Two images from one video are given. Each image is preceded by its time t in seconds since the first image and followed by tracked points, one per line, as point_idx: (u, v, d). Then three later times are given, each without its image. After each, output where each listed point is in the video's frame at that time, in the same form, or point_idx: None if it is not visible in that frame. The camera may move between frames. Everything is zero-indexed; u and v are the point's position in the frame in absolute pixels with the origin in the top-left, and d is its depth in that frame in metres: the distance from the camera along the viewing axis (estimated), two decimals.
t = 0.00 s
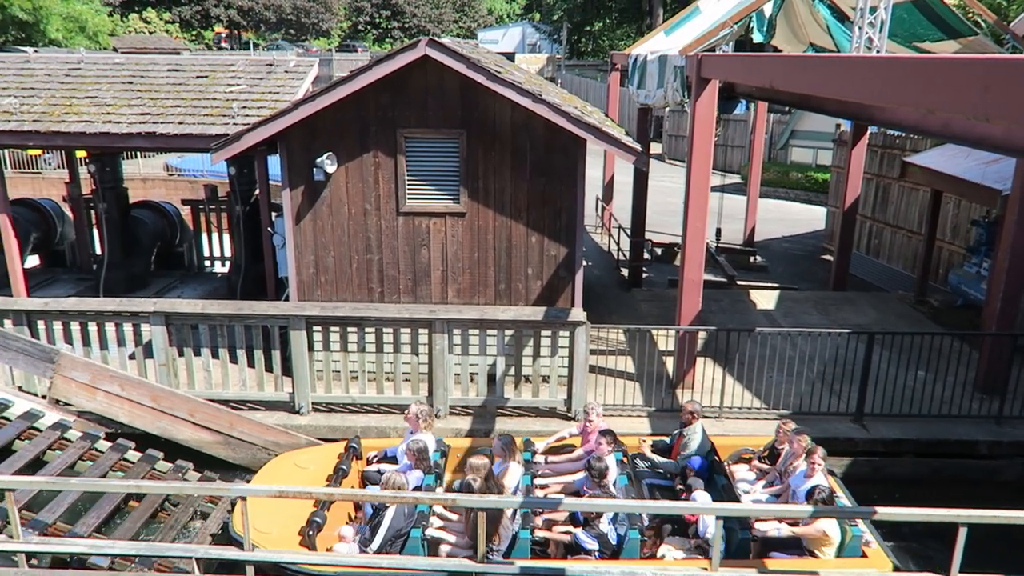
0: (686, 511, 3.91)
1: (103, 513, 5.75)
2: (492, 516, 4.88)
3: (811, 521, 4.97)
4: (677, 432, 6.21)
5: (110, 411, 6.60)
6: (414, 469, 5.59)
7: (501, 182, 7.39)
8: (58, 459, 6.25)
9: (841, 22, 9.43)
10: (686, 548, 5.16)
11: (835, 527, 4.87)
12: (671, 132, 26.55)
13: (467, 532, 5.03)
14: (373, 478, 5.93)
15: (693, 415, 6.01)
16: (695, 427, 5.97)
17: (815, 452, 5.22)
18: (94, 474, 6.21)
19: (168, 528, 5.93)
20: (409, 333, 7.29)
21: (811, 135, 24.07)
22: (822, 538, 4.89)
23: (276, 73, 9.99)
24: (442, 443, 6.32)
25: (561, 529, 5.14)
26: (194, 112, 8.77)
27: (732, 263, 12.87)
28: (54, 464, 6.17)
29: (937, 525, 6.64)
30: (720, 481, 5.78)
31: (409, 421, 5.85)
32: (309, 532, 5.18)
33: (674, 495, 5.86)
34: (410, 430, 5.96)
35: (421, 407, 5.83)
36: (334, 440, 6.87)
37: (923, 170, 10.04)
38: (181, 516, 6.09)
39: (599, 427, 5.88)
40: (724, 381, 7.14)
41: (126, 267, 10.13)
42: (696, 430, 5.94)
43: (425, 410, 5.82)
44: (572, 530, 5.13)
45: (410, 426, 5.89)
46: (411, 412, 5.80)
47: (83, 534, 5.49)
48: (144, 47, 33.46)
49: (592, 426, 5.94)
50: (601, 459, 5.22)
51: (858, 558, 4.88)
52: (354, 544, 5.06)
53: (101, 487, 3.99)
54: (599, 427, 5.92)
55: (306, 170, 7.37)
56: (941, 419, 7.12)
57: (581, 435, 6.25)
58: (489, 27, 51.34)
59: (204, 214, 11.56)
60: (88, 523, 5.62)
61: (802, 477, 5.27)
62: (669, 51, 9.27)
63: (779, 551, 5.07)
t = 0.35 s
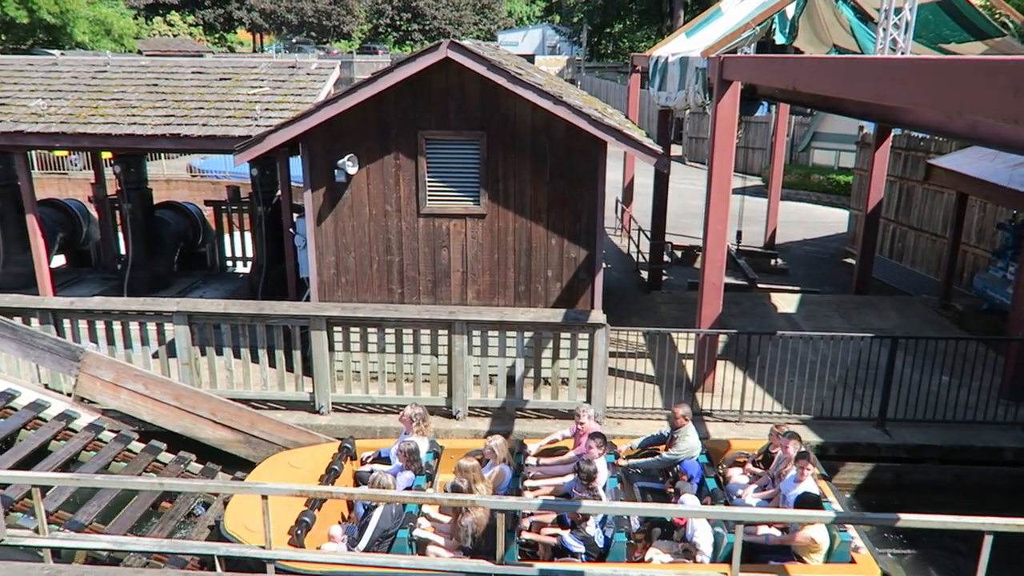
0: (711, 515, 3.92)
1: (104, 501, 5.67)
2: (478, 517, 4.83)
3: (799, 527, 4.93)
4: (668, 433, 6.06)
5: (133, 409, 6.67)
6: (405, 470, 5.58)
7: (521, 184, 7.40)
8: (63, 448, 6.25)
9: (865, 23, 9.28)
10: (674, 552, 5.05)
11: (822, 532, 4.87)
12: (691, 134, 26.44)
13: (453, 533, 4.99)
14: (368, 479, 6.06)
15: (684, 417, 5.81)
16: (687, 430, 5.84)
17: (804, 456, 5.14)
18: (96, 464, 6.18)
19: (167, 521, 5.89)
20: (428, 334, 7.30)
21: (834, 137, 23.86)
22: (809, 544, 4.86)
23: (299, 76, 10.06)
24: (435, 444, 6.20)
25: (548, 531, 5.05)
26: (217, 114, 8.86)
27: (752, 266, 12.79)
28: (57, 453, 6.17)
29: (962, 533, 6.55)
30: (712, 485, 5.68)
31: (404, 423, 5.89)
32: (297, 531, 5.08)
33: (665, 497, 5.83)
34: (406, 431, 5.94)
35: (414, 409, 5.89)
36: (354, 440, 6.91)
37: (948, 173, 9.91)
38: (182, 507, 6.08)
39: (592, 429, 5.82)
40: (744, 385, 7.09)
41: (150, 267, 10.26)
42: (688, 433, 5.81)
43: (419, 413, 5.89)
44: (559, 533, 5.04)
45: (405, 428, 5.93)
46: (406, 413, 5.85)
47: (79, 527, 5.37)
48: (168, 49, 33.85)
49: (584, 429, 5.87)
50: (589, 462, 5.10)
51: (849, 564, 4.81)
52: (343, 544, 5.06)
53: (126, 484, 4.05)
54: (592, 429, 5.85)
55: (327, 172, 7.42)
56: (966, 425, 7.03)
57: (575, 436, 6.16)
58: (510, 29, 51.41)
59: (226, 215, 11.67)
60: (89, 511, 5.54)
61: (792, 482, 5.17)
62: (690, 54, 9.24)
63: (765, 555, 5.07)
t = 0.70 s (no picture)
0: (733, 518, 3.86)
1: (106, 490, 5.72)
2: (474, 515, 4.82)
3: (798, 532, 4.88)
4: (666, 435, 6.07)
5: (157, 407, 6.74)
6: (404, 467, 5.57)
7: (542, 186, 7.40)
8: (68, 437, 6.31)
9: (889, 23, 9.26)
10: (672, 554, 4.97)
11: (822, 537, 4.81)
12: (712, 136, 26.30)
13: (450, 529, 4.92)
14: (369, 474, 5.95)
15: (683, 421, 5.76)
16: (687, 432, 5.78)
17: (800, 459, 5.18)
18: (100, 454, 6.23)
19: (168, 509, 5.90)
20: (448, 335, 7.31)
21: (857, 139, 23.63)
22: (810, 550, 4.81)
23: (321, 77, 10.12)
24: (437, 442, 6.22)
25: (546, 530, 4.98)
26: (241, 114, 8.94)
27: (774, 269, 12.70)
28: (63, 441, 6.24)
29: (988, 541, 6.46)
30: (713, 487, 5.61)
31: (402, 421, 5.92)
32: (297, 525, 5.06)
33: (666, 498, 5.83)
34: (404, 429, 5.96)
35: (410, 407, 5.90)
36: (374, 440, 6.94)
37: (974, 176, 9.77)
38: (183, 497, 6.09)
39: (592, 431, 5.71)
40: (766, 388, 7.04)
41: (174, 267, 10.37)
42: (689, 436, 5.76)
43: (414, 410, 5.90)
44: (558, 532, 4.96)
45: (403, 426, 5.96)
46: (404, 411, 5.88)
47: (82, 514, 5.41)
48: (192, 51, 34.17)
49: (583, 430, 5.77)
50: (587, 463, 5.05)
51: (849, 569, 4.78)
52: (342, 540, 5.11)
53: (149, 480, 4.09)
54: (592, 431, 5.76)
55: (349, 173, 7.47)
56: (992, 431, 6.93)
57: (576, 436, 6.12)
58: (530, 31, 51.44)
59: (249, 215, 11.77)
60: (91, 499, 5.58)
61: (787, 486, 5.21)
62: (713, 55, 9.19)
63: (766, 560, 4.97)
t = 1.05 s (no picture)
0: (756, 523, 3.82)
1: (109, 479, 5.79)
2: (477, 511, 4.87)
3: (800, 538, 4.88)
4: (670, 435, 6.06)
5: (181, 406, 6.81)
6: (407, 460, 5.67)
7: (563, 188, 7.39)
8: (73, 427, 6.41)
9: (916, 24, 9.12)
10: (669, 554, 4.93)
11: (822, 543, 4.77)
12: (734, 137, 26.15)
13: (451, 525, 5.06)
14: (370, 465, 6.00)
15: (687, 422, 5.75)
16: (690, 435, 5.79)
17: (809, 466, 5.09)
18: (103, 443, 6.32)
19: (171, 500, 5.96)
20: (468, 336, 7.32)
21: (881, 141, 23.38)
22: (809, 555, 4.79)
23: (343, 79, 10.18)
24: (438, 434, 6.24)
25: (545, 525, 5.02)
26: (264, 117, 9.02)
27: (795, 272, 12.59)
28: (68, 431, 6.33)
29: (1016, 549, 6.36)
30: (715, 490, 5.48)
31: (410, 413, 5.93)
32: (295, 515, 5.06)
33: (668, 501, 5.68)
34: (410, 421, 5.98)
35: (418, 399, 5.90)
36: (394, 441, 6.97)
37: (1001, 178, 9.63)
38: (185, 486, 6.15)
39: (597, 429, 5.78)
40: (787, 392, 6.98)
41: (198, 268, 10.48)
42: (693, 439, 5.77)
43: (423, 402, 5.90)
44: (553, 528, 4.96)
45: (409, 419, 5.98)
46: (411, 405, 5.88)
47: (83, 503, 5.56)
48: (215, 55, 34.49)
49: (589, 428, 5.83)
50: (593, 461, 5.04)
51: None
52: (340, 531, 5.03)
53: (173, 480, 4.13)
54: (598, 428, 5.83)
55: (371, 175, 7.51)
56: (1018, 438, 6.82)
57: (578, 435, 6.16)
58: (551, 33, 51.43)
59: (271, 216, 11.86)
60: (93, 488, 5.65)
61: (796, 490, 5.13)
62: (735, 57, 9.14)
63: (760, 564, 4.93)
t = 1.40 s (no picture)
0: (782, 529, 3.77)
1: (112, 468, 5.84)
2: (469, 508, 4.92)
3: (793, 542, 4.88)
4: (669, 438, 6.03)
5: (204, 406, 6.87)
6: (405, 457, 5.77)
7: (584, 190, 7.38)
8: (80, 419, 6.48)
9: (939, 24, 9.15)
10: (664, 556, 4.94)
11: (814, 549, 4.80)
12: (755, 139, 25.98)
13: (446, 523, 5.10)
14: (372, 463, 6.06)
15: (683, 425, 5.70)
16: (688, 437, 5.74)
17: (803, 472, 5.16)
18: (108, 435, 6.38)
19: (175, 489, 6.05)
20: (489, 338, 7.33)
21: (905, 143, 23.12)
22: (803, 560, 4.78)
23: (365, 83, 10.23)
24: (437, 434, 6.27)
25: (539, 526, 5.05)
26: (286, 120, 9.09)
27: (818, 275, 12.48)
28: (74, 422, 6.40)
29: None
30: (711, 493, 5.51)
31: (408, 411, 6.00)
32: (293, 508, 5.09)
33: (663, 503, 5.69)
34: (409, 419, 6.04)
35: (415, 398, 5.93)
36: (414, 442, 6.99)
37: None
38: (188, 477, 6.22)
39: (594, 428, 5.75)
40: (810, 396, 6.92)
41: (221, 269, 10.58)
42: (690, 442, 5.71)
43: (420, 400, 5.95)
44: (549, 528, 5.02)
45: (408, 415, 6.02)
46: (410, 402, 5.94)
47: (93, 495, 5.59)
48: (238, 58, 34.80)
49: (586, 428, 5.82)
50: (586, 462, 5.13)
51: None
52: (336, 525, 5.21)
53: (197, 479, 4.18)
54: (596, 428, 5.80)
55: (392, 177, 7.55)
56: None
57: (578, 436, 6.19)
58: (571, 35, 51.40)
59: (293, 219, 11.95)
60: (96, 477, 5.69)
61: (790, 496, 5.17)
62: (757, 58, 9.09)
63: (757, 568, 4.92)
